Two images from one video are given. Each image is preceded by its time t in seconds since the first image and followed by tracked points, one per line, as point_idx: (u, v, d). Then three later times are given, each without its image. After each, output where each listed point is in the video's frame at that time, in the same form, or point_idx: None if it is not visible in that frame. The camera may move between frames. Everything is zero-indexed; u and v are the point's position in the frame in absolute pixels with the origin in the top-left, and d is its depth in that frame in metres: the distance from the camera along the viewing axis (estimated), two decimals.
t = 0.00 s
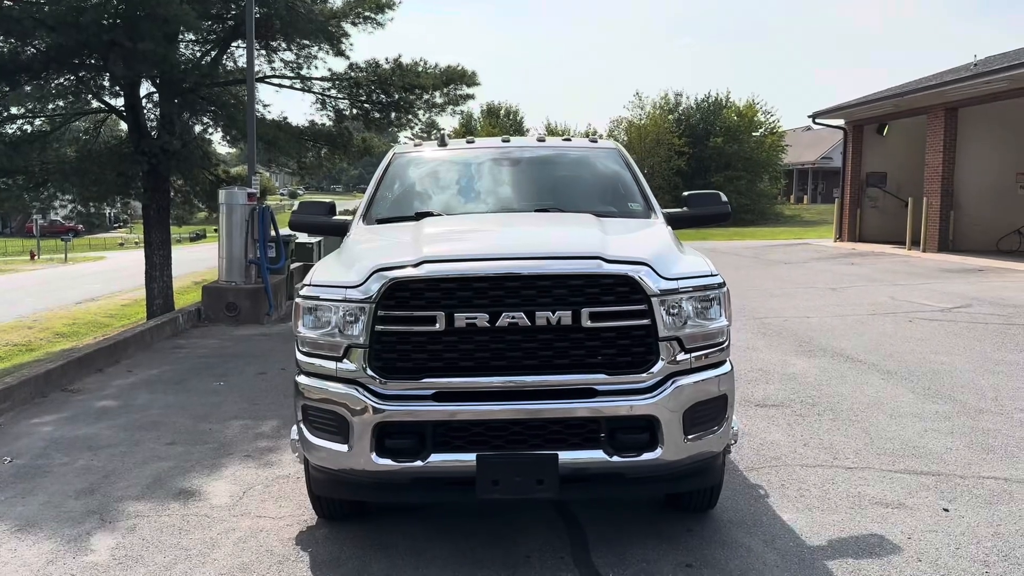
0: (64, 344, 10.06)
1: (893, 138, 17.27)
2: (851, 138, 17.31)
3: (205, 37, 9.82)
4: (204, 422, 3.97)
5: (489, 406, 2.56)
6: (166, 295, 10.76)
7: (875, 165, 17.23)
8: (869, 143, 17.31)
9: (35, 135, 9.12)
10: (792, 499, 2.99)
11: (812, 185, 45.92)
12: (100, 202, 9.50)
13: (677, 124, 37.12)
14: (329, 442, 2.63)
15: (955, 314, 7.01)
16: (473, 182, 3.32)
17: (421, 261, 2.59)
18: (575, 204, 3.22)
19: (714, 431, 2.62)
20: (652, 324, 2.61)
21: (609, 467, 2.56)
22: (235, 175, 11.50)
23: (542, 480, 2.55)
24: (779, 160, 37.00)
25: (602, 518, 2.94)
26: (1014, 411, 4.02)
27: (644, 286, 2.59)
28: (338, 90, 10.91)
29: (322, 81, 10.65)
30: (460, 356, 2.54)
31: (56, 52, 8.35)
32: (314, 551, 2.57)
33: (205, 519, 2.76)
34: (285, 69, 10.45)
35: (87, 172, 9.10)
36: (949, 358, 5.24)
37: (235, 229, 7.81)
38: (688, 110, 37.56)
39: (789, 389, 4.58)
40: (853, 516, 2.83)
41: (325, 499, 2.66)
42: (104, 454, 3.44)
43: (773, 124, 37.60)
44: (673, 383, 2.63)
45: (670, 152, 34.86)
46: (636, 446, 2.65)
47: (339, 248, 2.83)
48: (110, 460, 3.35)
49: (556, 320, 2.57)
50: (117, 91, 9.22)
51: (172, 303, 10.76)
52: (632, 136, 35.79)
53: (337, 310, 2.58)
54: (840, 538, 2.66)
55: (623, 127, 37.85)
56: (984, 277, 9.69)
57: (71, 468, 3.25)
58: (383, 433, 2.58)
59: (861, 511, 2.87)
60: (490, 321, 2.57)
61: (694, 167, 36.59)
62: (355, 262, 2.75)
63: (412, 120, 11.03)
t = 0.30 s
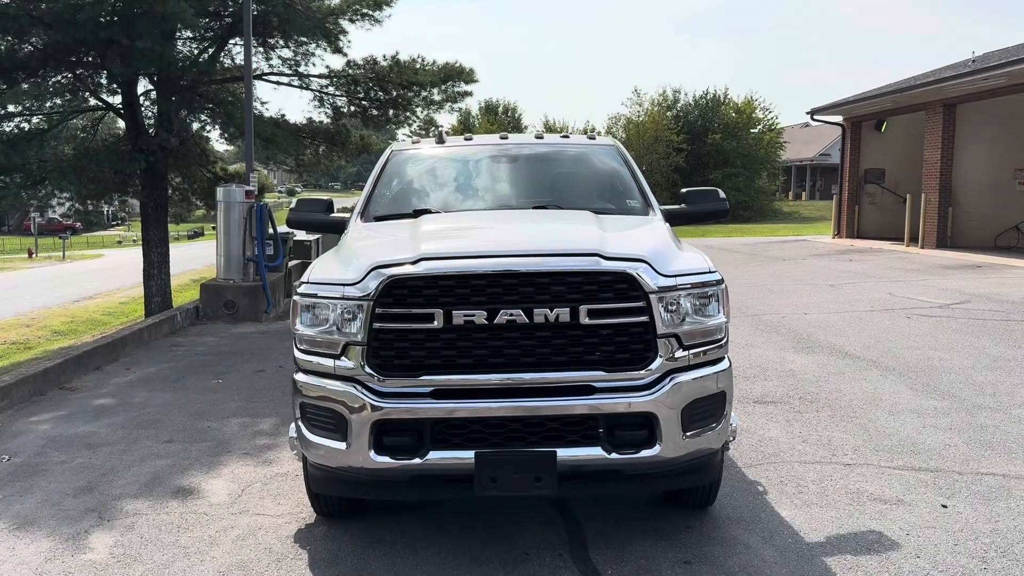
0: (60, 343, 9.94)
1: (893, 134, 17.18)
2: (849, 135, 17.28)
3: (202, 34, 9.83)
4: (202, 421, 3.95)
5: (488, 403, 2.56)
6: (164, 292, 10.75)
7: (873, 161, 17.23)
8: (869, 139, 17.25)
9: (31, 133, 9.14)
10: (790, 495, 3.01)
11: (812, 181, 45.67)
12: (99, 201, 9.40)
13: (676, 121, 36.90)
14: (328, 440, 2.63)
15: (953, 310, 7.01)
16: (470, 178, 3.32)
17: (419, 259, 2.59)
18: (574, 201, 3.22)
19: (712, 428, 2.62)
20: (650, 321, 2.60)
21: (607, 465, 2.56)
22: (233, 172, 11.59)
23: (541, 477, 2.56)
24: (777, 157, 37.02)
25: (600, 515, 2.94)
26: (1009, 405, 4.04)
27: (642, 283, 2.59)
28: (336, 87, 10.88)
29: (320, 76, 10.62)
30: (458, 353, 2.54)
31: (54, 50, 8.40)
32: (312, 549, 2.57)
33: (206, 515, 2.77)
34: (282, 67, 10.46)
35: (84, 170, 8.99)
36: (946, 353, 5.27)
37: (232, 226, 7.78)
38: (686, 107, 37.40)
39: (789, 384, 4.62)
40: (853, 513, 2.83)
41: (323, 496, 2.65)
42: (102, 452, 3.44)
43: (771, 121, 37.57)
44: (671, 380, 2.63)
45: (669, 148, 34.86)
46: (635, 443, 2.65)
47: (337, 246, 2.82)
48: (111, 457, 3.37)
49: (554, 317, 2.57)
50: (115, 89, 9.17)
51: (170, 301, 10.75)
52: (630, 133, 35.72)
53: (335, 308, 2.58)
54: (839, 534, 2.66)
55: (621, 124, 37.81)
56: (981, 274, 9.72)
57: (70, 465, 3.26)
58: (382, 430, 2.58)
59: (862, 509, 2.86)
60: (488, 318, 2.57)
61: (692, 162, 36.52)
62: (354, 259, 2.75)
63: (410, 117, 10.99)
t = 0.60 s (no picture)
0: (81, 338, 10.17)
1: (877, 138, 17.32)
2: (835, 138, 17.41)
3: (213, 42, 10.00)
4: (210, 415, 4.03)
5: (487, 396, 2.67)
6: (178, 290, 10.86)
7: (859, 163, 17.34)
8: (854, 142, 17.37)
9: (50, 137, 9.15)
10: (777, 482, 3.14)
11: (798, 183, 46.21)
12: (111, 202, 9.48)
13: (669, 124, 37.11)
14: (334, 432, 2.73)
15: (938, 306, 7.16)
16: (471, 179, 3.43)
17: (421, 257, 2.69)
18: (570, 203, 3.32)
19: (704, 420, 2.73)
20: (644, 317, 2.71)
21: (603, 456, 2.66)
22: (244, 174, 11.74)
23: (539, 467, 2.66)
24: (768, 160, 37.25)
25: (596, 504, 3.05)
26: (988, 396, 4.19)
27: (636, 280, 2.70)
28: (341, 93, 11.00)
29: (327, 84, 10.74)
30: (460, 348, 2.64)
31: (70, 57, 8.51)
32: (320, 536, 2.67)
33: (216, 506, 2.86)
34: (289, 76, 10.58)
35: (100, 173, 9.08)
36: (928, 347, 5.43)
37: (241, 228, 7.93)
38: (678, 111, 37.58)
39: (777, 377, 4.77)
40: (838, 501, 2.95)
41: (330, 487, 2.74)
42: (115, 444, 3.54)
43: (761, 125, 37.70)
44: (664, 373, 2.74)
45: (661, 151, 34.94)
46: (629, 434, 2.76)
47: (343, 245, 2.92)
48: (124, 449, 3.46)
49: (552, 313, 2.67)
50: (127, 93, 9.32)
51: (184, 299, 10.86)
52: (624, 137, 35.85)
53: (342, 304, 2.68)
54: (826, 521, 2.78)
55: (615, 127, 37.99)
56: (968, 272, 9.90)
57: (85, 457, 3.36)
58: (386, 423, 2.69)
59: (848, 497, 2.98)
60: (488, 314, 2.67)
61: (684, 165, 36.77)
62: (358, 258, 2.85)
63: (413, 121, 11.15)
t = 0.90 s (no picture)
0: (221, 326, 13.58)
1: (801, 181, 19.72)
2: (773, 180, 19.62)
3: (331, 136, 14.69)
4: (289, 382, 5.72)
5: (499, 352, 4.36)
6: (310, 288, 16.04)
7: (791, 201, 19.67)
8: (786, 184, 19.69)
9: (233, 195, 14.57)
10: (682, 411, 4.81)
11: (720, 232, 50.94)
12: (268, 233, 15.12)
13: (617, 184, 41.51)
14: (406, 374, 4.44)
15: (828, 309, 9.31)
16: (485, 220, 5.26)
17: (460, 267, 4.43)
18: (551, 234, 5.14)
19: (631, 364, 4.50)
20: (595, 303, 4.47)
21: (571, 387, 4.40)
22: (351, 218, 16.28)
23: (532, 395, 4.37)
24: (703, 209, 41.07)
25: (568, 423, 4.81)
26: (829, 359, 6.14)
27: (590, 281, 4.43)
28: (409, 167, 15.54)
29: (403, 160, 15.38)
30: (483, 322, 4.36)
31: (241, 146, 13.56)
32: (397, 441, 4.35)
33: (324, 424, 4.58)
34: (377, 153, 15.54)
35: (267, 218, 14.58)
36: (802, 334, 7.42)
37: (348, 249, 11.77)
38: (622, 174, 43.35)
39: (683, 351, 6.73)
40: (713, 416, 4.72)
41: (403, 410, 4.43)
42: (233, 406, 5.15)
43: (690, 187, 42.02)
44: (608, 338, 4.49)
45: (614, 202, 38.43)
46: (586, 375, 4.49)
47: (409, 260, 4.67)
48: (244, 403, 5.15)
49: (539, 301, 4.40)
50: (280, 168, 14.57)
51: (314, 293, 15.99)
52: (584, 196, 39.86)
53: (411, 296, 4.41)
54: (704, 430, 4.57)
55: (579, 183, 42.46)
56: (865, 287, 12.27)
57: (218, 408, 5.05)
58: (438, 368, 4.39)
59: (718, 416, 4.71)
60: (500, 302, 4.38)
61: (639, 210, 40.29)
62: (420, 269, 4.60)
63: (452, 184, 15.96)
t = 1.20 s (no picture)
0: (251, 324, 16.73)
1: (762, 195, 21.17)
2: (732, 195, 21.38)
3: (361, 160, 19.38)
4: (323, 369, 6.88)
5: (499, 340, 4.48)
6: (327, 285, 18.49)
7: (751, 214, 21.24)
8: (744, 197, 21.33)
9: (278, 209, 18.77)
10: (650, 383, 5.71)
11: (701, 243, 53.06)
12: (307, 240, 19.56)
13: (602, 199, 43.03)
14: (422, 359, 4.68)
15: (798, 310, 10.11)
16: (491, 230, 6.41)
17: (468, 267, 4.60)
18: (544, 239, 6.22)
19: (615, 350, 4.63)
20: (582, 298, 4.57)
21: (560, 372, 4.47)
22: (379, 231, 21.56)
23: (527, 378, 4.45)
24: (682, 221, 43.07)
25: (562, 409, 4.96)
26: (797, 352, 6.82)
27: (578, 280, 4.56)
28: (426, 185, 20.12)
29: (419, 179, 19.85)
30: (487, 314, 4.50)
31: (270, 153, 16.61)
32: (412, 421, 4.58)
33: (357, 400, 5.45)
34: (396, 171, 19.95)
35: (308, 227, 18.92)
36: (774, 332, 8.12)
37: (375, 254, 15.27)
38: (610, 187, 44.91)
39: (659, 342, 7.74)
40: (683, 392, 5.34)
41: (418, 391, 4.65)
42: (257, 400, 5.49)
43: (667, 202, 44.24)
44: (593, 328, 4.58)
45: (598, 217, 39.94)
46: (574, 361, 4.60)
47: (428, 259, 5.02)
48: (286, 382, 6.19)
49: (534, 297, 4.50)
50: (318, 185, 19.07)
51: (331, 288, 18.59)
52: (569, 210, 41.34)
53: (426, 293, 4.63)
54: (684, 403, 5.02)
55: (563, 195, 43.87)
56: (834, 288, 13.12)
57: (262, 386, 6.03)
58: (450, 354, 4.55)
59: (686, 389, 5.42)
60: (502, 298, 4.49)
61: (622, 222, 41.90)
62: (436, 270, 4.89)
63: (460, 199, 20.34)
